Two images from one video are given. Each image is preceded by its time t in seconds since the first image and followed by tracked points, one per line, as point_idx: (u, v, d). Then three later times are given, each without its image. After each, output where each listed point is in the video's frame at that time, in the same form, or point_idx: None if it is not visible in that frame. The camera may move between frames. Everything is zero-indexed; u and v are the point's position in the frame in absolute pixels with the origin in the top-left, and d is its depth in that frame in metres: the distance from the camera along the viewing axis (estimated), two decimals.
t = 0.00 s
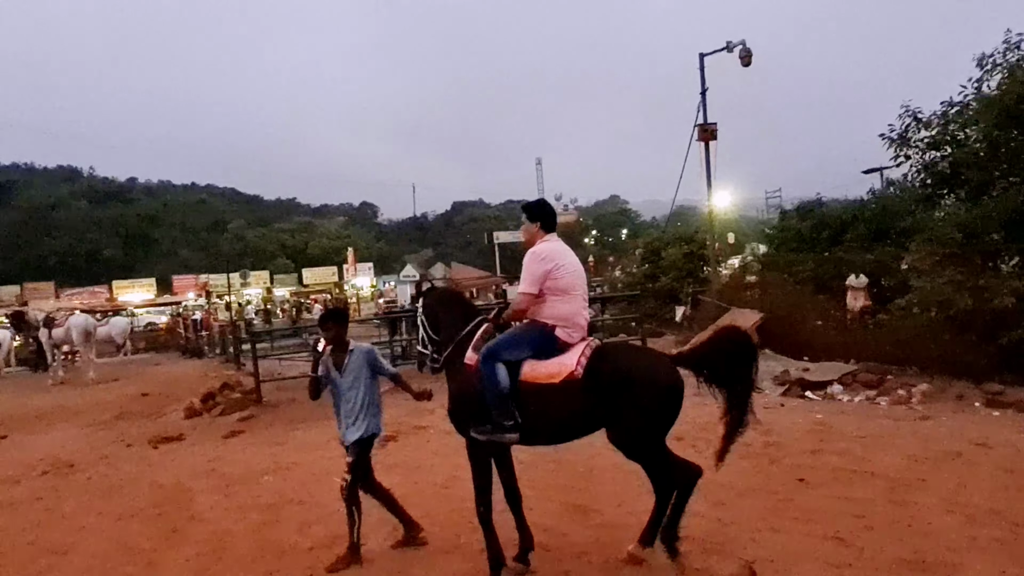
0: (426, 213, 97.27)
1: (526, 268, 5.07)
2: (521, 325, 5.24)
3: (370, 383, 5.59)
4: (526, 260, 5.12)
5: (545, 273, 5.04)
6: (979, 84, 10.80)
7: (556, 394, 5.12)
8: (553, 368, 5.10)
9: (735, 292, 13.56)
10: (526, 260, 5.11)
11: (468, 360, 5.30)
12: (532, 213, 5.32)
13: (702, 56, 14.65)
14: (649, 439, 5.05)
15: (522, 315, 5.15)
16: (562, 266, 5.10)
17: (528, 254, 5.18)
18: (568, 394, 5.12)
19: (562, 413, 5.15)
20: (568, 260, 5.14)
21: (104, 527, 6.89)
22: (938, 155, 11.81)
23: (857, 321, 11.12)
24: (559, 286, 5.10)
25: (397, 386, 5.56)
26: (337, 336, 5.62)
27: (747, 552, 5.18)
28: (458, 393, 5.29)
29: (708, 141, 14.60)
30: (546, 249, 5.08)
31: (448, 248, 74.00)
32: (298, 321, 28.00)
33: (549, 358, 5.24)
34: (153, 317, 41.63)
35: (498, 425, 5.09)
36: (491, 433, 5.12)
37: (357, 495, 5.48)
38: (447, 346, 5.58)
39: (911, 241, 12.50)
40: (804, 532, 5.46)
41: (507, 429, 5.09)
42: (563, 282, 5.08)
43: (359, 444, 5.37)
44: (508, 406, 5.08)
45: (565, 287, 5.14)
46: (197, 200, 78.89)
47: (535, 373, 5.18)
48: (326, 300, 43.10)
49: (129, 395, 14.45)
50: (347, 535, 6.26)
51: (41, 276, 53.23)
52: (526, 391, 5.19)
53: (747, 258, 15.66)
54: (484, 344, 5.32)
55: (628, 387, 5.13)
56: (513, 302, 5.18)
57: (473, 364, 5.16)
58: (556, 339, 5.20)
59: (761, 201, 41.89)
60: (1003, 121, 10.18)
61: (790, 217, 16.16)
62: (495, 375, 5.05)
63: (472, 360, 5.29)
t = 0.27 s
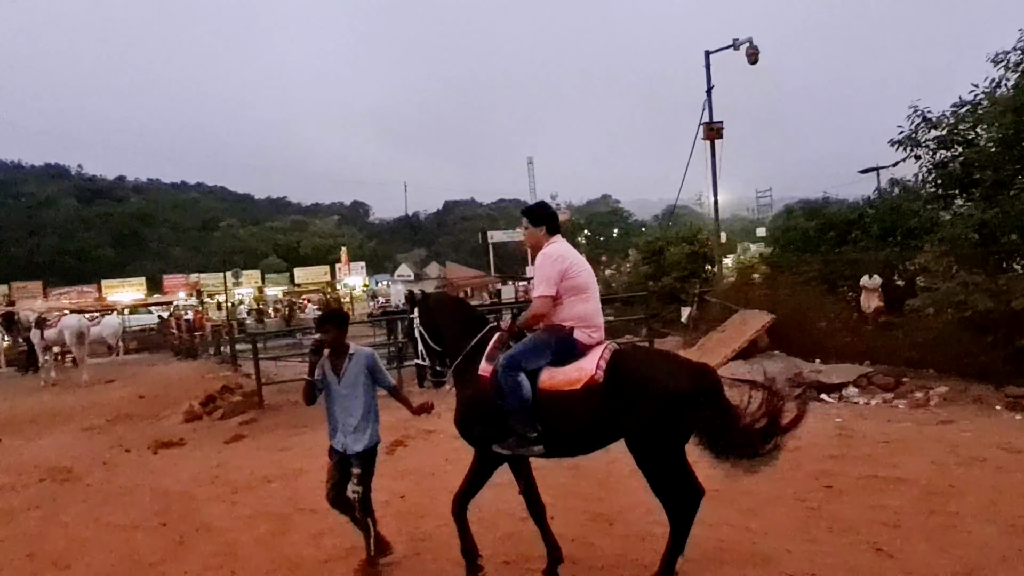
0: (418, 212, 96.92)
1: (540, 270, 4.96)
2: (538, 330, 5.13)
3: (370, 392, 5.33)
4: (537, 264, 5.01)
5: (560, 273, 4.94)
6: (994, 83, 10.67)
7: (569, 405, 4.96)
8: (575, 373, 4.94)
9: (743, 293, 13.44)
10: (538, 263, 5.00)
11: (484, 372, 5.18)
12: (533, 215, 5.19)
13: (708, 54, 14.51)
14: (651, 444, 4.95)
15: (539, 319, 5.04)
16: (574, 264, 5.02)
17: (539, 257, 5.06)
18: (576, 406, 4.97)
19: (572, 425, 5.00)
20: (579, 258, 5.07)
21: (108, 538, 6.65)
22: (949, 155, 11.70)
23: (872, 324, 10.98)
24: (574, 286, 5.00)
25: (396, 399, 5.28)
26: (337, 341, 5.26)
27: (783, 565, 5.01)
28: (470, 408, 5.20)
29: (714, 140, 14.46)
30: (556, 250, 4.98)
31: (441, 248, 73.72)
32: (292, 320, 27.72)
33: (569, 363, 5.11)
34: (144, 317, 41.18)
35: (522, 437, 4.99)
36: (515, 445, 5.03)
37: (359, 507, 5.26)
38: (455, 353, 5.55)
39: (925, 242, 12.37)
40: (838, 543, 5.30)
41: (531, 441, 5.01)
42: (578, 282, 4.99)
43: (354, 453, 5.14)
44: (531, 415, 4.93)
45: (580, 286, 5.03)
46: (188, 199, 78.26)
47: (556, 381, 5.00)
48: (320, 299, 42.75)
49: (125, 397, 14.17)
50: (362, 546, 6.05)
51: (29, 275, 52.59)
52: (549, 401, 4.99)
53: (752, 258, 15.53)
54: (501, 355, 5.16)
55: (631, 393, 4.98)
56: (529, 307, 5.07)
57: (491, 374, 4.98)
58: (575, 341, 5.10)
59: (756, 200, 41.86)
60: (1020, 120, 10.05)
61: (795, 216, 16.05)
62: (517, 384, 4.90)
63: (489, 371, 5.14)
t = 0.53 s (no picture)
0: (409, 211, 96.70)
1: (546, 259, 4.66)
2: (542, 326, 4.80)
3: (366, 393, 4.95)
4: (543, 254, 4.72)
5: (566, 262, 4.64)
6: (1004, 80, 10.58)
7: (571, 407, 4.68)
8: (580, 371, 4.64)
9: (750, 291, 13.34)
10: (544, 254, 4.72)
11: (484, 371, 4.87)
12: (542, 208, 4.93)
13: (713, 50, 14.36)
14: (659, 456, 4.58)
15: (543, 313, 4.72)
16: (582, 254, 4.70)
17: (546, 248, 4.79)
18: (579, 410, 4.66)
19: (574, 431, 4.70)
20: (587, 248, 4.75)
21: (111, 543, 6.40)
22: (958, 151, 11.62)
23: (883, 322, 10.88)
24: (581, 278, 4.68)
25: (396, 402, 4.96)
26: (332, 342, 4.95)
27: (820, 569, 4.83)
28: (469, 410, 4.91)
29: (719, 136, 14.31)
30: (563, 240, 4.70)
31: (433, 246, 73.53)
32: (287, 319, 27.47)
33: (574, 361, 4.77)
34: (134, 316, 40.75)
35: (525, 438, 4.73)
36: (517, 448, 4.78)
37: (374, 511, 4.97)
38: (464, 354, 5.17)
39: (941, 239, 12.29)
40: (875, 545, 5.13)
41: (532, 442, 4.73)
42: (584, 274, 4.67)
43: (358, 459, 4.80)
44: (534, 416, 4.67)
45: (587, 279, 4.71)
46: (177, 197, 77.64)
47: (560, 379, 4.69)
48: (313, 299, 42.45)
49: (120, 397, 13.88)
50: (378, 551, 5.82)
51: (16, 275, 51.96)
52: (552, 401, 4.72)
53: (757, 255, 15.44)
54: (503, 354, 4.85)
55: (636, 401, 4.62)
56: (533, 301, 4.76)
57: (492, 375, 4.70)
58: (579, 337, 4.73)
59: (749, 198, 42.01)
60: None
61: (800, 214, 15.95)
62: (518, 384, 4.61)
63: (490, 371, 4.83)
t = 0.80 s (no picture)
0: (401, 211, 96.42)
1: (545, 256, 4.49)
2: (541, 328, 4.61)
3: (345, 403, 4.71)
4: (543, 252, 4.56)
5: (565, 260, 4.47)
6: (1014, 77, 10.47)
7: (575, 414, 4.48)
8: (581, 377, 4.48)
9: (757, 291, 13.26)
10: (543, 252, 4.55)
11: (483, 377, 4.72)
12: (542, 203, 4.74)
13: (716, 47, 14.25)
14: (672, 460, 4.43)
15: (541, 313, 4.53)
16: (582, 253, 4.54)
17: (544, 246, 4.62)
18: (585, 416, 4.46)
19: (579, 438, 4.51)
20: (588, 246, 4.58)
21: (115, 551, 6.17)
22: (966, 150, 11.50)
23: (893, 321, 10.77)
24: (581, 277, 4.51)
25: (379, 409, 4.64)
26: (312, 349, 4.71)
27: None
28: (470, 417, 4.75)
29: (722, 134, 14.19)
30: (563, 237, 4.54)
31: (426, 246, 73.34)
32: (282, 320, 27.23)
33: (574, 365, 4.60)
34: (125, 317, 40.30)
35: (525, 447, 4.50)
36: (518, 459, 4.50)
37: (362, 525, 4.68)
38: (464, 358, 4.97)
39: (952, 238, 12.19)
40: (909, 550, 4.99)
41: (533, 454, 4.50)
42: (584, 272, 4.51)
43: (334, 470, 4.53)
44: (535, 424, 4.45)
45: (587, 278, 4.54)
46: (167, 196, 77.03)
47: (561, 386, 4.52)
48: (306, 298, 42.16)
49: (115, 400, 13.60)
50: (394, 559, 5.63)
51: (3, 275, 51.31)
52: (553, 409, 4.52)
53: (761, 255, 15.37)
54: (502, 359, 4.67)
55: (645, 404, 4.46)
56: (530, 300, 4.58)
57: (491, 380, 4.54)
58: (579, 340, 4.54)
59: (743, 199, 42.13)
60: None
61: (803, 213, 15.86)
62: (517, 391, 4.40)
63: (489, 376, 4.66)
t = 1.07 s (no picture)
0: (392, 210, 96.07)
1: (545, 264, 4.31)
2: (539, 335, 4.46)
3: (327, 404, 4.49)
4: (543, 257, 4.36)
5: (567, 269, 4.30)
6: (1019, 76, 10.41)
7: (576, 421, 4.40)
8: (582, 388, 4.38)
9: (763, 290, 13.19)
10: (544, 257, 4.36)
11: (478, 381, 4.60)
12: (541, 203, 4.53)
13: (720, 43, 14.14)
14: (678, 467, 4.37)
15: (541, 321, 4.36)
16: (584, 259, 4.37)
17: (544, 250, 4.42)
18: (587, 423, 4.37)
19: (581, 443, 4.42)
20: (589, 252, 4.41)
21: (122, 557, 5.99)
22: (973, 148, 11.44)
23: (902, 319, 10.69)
24: (583, 285, 4.37)
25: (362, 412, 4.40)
26: (295, 349, 4.59)
27: None
28: (464, 421, 4.57)
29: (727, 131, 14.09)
30: (565, 243, 4.36)
31: (418, 245, 73.11)
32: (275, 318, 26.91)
33: (573, 374, 4.50)
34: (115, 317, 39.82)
35: (523, 456, 4.32)
36: (514, 466, 4.32)
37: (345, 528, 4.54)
38: (457, 358, 4.82)
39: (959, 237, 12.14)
40: (942, 552, 4.90)
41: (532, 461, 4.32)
42: (588, 280, 4.36)
43: (310, 474, 4.40)
44: (534, 433, 4.31)
45: (589, 286, 4.40)
46: (156, 195, 76.33)
47: (560, 395, 4.42)
48: (299, 298, 41.85)
49: (111, 400, 13.34)
50: (412, 564, 5.49)
51: None
52: (552, 417, 4.43)
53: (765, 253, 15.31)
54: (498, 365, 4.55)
55: (652, 411, 4.39)
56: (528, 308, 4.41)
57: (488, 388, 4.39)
58: (579, 349, 4.44)
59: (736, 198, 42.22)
60: None
61: (806, 212, 15.80)
62: (517, 400, 4.26)
63: (485, 380, 4.57)
